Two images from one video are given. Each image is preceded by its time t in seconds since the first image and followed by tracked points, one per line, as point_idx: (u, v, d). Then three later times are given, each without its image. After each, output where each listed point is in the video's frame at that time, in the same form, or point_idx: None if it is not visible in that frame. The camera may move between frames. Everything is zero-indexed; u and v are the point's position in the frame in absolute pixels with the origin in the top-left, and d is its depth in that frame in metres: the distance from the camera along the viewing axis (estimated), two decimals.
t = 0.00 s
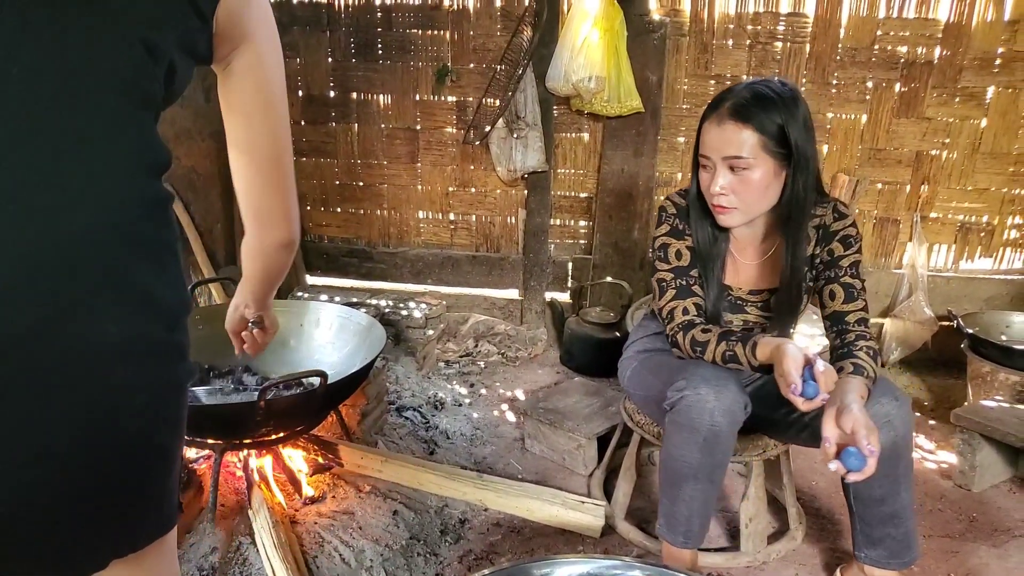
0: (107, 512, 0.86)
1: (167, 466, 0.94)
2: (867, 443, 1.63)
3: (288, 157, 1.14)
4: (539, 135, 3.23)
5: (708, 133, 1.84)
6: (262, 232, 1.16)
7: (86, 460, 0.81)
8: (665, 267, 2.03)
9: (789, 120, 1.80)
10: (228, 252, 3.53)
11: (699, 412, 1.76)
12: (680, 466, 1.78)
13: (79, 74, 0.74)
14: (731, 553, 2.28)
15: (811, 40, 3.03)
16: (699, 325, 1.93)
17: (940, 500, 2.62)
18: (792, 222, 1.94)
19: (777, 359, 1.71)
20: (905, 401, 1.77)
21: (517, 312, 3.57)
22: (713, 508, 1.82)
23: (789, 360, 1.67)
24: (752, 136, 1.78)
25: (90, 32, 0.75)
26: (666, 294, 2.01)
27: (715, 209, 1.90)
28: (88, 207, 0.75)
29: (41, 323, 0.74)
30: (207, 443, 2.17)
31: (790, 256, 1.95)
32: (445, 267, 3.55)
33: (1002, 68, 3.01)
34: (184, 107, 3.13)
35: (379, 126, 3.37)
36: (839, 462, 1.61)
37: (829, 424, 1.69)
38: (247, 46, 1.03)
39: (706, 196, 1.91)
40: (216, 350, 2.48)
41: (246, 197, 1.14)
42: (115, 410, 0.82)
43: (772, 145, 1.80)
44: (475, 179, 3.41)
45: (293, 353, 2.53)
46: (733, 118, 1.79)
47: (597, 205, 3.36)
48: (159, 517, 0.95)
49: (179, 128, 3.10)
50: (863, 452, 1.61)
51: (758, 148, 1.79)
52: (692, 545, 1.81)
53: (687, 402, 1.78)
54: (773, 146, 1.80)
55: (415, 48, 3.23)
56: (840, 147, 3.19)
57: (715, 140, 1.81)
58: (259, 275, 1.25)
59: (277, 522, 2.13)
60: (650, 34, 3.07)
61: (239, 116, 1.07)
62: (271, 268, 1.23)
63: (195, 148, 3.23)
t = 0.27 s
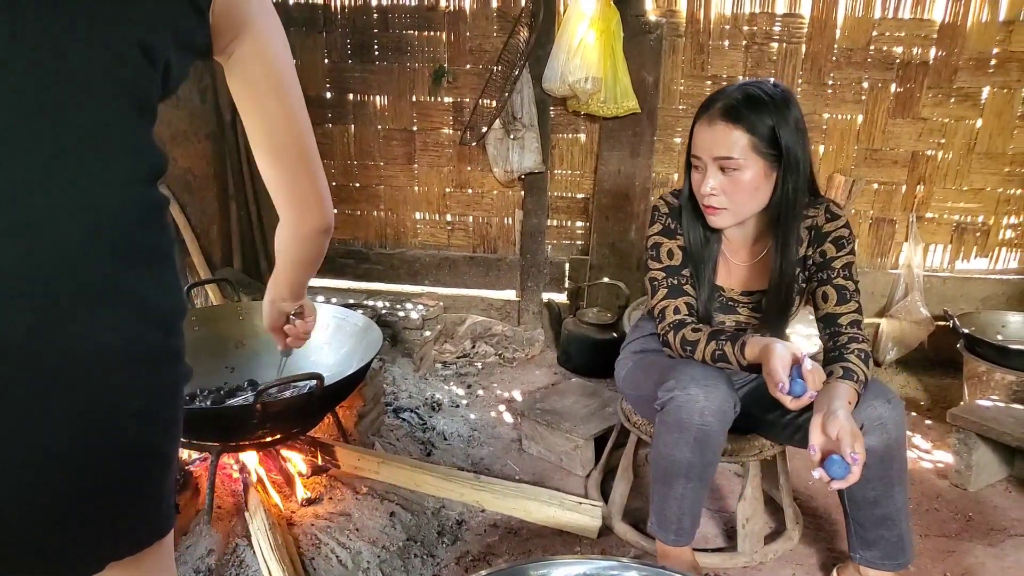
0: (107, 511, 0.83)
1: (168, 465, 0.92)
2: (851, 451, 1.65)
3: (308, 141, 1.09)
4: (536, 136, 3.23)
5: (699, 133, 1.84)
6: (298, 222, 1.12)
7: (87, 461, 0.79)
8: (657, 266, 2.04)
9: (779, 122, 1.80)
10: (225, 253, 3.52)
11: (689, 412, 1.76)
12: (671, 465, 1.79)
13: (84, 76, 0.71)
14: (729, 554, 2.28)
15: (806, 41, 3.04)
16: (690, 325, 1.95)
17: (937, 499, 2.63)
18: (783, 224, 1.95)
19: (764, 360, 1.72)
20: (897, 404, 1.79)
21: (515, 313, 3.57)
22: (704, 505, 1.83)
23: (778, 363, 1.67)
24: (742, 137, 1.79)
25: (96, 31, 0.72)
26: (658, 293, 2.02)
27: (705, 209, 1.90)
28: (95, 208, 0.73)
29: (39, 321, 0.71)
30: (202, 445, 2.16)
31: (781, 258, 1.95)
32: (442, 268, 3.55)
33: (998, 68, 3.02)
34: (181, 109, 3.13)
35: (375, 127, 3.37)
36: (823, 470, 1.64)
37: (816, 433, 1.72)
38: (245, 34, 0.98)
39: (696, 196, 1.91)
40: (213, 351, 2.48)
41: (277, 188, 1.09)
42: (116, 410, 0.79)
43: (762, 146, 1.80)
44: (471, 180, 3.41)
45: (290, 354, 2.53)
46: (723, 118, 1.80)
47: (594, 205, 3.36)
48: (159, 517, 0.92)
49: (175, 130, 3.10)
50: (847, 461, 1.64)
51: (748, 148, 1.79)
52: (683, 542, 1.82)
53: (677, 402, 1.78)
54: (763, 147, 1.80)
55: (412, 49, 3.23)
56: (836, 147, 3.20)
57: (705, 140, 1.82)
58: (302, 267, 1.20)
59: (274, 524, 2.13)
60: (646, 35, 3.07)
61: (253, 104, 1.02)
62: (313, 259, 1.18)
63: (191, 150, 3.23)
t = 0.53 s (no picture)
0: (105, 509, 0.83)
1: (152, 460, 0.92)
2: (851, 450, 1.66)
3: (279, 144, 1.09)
4: (530, 136, 3.23)
5: (696, 133, 1.84)
6: (263, 221, 1.14)
7: (87, 461, 0.78)
8: (655, 268, 2.03)
9: (777, 121, 1.81)
10: (219, 254, 3.52)
11: (693, 412, 1.76)
12: (672, 466, 1.79)
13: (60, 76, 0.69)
14: (724, 553, 2.28)
15: (800, 41, 3.05)
16: (693, 327, 1.94)
17: (930, 498, 2.64)
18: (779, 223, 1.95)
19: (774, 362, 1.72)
20: (893, 401, 1.78)
21: (510, 314, 3.56)
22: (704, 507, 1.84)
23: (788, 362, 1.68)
24: (740, 136, 1.79)
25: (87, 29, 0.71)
26: (657, 295, 2.01)
27: (703, 209, 1.90)
28: (67, 211, 0.71)
29: (40, 322, 0.71)
30: (197, 446, 2.15)
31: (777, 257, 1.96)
32: (437, 269, 3.55)
33: (991, 68, 3.03)
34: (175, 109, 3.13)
35: (370, 127, 3.36)
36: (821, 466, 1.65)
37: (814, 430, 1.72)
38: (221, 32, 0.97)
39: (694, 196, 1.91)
40: (206, 353, 2.47)
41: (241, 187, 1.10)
42: (118, 407, 0.80)
43: (761, 145, 1.81)
44: (466, 181, 3.41)
45: (284, 354, 2.53)
46: (721, 117, 1.80)
47: (589, 205, 3.36)
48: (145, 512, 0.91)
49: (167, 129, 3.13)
50: (846, 459, 1.65)
51: (746, 147, 1.80)
52: (683, 544, 1.83)
53: (681, 403, 1.78)
54: (761, 145, 1.81)
55: (406, 49, 3.22)
56: (831, 147, 3.21)
57: (703, 139, 1.82)
58: (269, 259, 1.23)
59: (268, 526, 2.13)
60: (641, 35, 3.07)
61: (219, 105, 1.02)
62: (279, 252, 1.21)
63: (185, 151, 3.24)
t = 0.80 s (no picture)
0: (98, 505, 0.87)
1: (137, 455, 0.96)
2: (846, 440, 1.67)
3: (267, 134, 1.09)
4: (528, 137, 3.23)
5: (698, 133, 1.84)
6: (261, 214, 1.13)
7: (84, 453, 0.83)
8: (654, 269, 2.03)
9: (779, 121, 1.80)
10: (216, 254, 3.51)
11: (693, 414, 1.75)
12: (671, 467, 1.79)
13: (29, 86, 0.72)
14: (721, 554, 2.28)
15: (797, 42, 3.05)
16: (692, 328, 1.94)
17: (928, 499, 2.64)
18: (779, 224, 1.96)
19: (774, 364, 1.72)
20: (889, 402, 1.78)
21: (507, 314, 3.56)
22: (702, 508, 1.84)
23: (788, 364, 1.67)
24: (742, 137, 1.79)
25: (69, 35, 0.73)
26: (657, 296, 2.01)
27: (704, 210, 1.89)
28: (35, 214, 0.74)
29: (40, 322, 0.75)
30: (192, 446, 2.14)
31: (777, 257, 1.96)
32: (434, 269, 3.54)
33: (987, 69, 3.03)
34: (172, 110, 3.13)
35: (368, 128, 3.36)
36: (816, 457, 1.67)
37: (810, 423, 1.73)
38: (194, 24, 0.97)
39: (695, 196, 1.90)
40: (203, 354, 2.47)
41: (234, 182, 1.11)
42: (110, 397, 0.85)
43: (762, 145, 1.80)
44: (464, 181, 3.41)
45: (282, 356, 2.52)
46: (724, 117, 1.80)
47: (586, 206, 3.36)
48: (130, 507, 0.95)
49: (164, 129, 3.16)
50: (841, 450, 1.66)
51: (748, 147, 1.79)
52: (682, 545, 1.83)
53: (681, 404, 1.77)
54: (762, 146, 1.80)
55: (403, 50, 3.22)
56: (828, 148, 3.20)
57: (705, 139, 1.81)
58: (275, 250, 1.24)
59: (265, 526, 2.12)
60: (638, 36, 3.07)
61: (201, 101, 1.02)
62: (282, 242, 1.21)
63: (182, 152, 3.25)
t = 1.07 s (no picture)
0: (98, 505, 0.87)
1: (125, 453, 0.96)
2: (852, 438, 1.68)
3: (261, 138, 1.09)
4: (526, 137, 3.23)
5: (714, 126, 1.83)
6: (258, 216, 1.15)
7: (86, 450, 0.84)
8: (654, 271, 2.02)
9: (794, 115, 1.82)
10: (214, 253, 3.51)
11: (696, 415, 1.76)
12: (672, 468, 1.79)
13: (30, 86, 0.73)
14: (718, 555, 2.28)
15: (796, 42, 3.05)
16: (694, 329, 1.93)
17: (925, 500, 2.64)
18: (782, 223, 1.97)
19: (778, 365, 1.71)
20: (887, 403, 1.78)
21: (505, 314, 3.57)
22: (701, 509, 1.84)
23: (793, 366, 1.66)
24: (761, 129, 1.79)
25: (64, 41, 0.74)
26: (658, 298, 2.01)
27: (717, 204, 1.88)
28: (27, 215, 0.74)
29: (42, 320, 0.77)
30: (190, 446, 2.14)
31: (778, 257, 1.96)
32: (432, 269, 3.54)
33: (986, 70, 3.03)
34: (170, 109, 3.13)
35: (366, 128, 3.36)
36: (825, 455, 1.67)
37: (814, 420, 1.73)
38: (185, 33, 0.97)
39: (708, 190, 1.89)
40: (200, 354, 2.47)
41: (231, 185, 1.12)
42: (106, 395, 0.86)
43: (780, 138, 1.82)
44: (462, 181, 3.40)
45: (279, 355, 2.51)
46: (743, 110, 1.80)
47: (584, 206, 3.36)
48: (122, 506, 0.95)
49: (162, 129, 3.14)
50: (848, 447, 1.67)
51: (767, 139, 1.80)
52: (681, 546, 1.83)
53: (684, 405, 1.77)
54: (780, 138, 1.82)
55: (402, 49, 3.22)
56: (826, 149, 3.20)
57: (724, 131, 1.81)
58: (278, 251, 1.25)
59: (262, 526, 2.12)
60: (637, 36, 3.07)
61: (194, 108, 1.02)
62: (283, 244, 1.22)
63: (180, 151, 3.25)
